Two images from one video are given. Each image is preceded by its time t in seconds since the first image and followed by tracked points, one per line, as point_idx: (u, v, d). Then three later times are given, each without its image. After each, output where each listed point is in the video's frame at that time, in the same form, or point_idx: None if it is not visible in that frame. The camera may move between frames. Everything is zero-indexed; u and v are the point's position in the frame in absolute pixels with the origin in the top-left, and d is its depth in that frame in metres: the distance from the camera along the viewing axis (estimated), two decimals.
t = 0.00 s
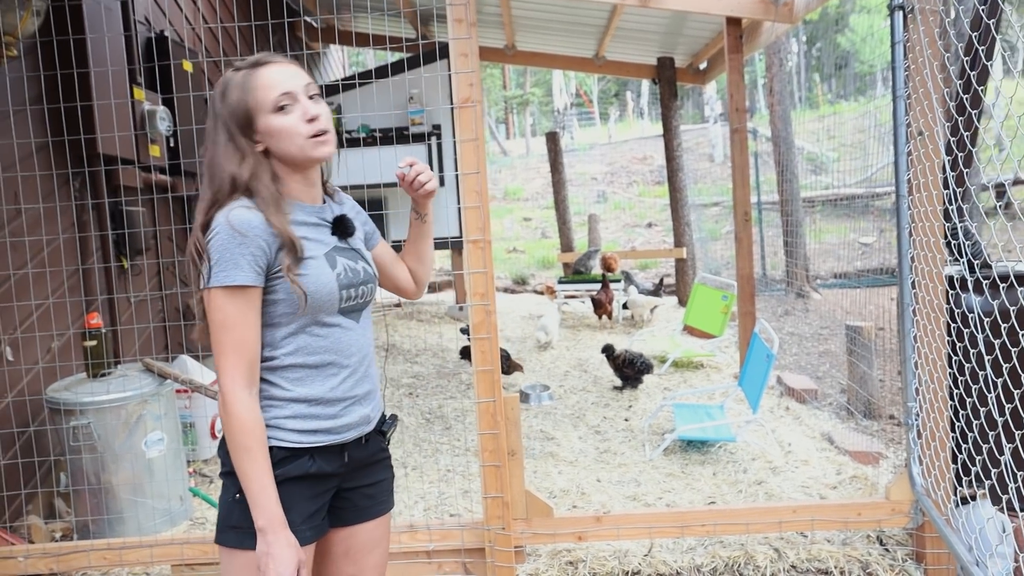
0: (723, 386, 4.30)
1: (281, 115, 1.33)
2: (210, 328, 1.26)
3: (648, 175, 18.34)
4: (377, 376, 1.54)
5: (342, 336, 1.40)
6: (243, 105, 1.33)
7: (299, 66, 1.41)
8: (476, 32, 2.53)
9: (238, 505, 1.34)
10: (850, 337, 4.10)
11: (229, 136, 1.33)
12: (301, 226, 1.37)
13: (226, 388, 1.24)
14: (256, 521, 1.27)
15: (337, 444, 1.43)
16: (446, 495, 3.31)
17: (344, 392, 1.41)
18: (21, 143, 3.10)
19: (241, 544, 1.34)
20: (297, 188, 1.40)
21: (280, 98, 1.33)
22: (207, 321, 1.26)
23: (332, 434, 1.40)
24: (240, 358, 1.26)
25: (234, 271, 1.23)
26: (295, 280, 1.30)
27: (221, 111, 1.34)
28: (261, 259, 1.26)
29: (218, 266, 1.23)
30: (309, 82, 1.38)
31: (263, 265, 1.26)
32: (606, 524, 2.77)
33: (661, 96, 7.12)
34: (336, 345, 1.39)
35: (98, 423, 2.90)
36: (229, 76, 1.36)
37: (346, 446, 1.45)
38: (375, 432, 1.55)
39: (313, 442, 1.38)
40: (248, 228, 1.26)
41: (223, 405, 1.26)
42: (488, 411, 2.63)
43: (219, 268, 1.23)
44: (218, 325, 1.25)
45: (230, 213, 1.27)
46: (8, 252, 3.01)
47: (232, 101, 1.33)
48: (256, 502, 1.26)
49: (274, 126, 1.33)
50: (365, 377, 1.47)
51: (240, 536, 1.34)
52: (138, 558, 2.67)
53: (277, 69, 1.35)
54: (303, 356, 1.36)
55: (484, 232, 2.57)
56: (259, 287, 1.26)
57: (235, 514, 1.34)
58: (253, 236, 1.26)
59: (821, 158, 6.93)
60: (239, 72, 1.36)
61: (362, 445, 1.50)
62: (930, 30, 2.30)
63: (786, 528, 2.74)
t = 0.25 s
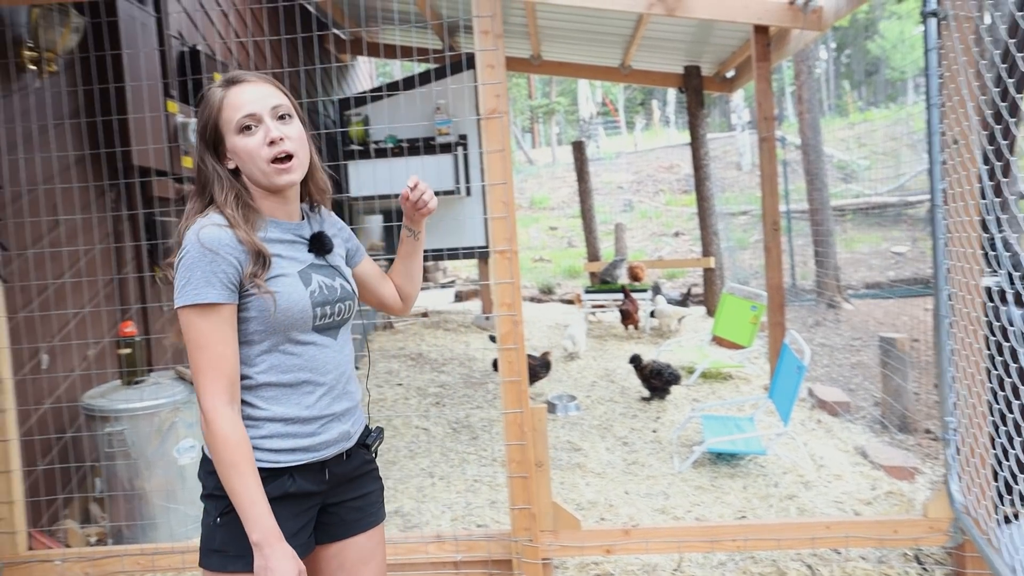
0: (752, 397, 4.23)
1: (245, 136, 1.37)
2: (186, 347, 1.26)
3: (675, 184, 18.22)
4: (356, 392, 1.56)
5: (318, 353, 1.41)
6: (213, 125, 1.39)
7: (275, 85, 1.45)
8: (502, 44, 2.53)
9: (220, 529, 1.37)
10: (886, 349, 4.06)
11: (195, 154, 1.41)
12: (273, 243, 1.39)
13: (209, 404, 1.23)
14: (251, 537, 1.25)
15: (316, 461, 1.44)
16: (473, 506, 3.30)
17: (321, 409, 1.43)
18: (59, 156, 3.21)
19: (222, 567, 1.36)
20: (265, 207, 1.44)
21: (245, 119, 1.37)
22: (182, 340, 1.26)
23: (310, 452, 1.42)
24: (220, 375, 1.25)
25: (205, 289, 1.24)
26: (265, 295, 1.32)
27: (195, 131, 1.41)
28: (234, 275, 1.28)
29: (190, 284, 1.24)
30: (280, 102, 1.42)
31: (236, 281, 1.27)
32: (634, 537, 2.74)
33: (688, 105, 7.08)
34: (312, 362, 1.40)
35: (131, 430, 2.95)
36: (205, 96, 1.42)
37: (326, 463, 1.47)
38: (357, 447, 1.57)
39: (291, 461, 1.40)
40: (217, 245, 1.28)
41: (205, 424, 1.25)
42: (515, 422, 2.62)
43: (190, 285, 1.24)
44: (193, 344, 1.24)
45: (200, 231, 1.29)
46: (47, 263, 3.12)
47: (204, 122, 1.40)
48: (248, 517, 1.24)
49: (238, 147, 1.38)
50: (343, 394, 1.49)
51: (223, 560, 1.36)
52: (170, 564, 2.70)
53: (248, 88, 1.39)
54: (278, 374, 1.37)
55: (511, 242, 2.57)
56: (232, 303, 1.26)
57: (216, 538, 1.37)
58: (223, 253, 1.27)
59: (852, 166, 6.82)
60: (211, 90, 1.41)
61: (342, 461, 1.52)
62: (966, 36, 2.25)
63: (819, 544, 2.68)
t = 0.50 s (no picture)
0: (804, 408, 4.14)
1: (245, 152, 1.40)
2: (174, 363, 1.26)
3: (722, 190, 17.97)
4: (335, 409, 1.59)
5: (299, 374, 1.43)
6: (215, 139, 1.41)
7: (280, 104, 1.48)
8: (552, 53, 2.56)
9: (202, 549, 1.41)
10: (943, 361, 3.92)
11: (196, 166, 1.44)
12: (262, 261, 1.40)
13: (200, 421, 1.24)
14: (236, 554, 1.27)
15: (296, 477, 1.48)
16: (519, 513, 3.30)
17: (300, 428, 1.46)
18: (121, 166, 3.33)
19: None
20: (257, 225, 1.46)
21: (248, 136, 1.40)
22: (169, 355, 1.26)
23: (289, 469, 1.45)
24: (207, 390, 1.25)
25: (195, 304, 1.25)
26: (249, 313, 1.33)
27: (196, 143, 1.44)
28: (220, 293, 1.29)
29: (178, 300, 1.24)
30: (284, 122, 1.45)
31: (223, 300, 1.29)
32: (683, 549, 2.71)
33: (736, 111, 7.00)
34: (292, 382, 1.43)
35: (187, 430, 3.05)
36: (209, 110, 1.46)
37: (305, 479, 1.50)
38: (338, 462, 1.60)
39: (270, 478, 1.43)
40: (208, 262, 1.29)
41: (193, 440, 1.25)
42: (563, 431, 2.63)
43: (181, 300, 1.24)
44: (181, 359, 1.24)
45: (190, 248, 1.30)
46: (109, 269, 3.25)
47: (206, 135, 1.42)
48: (234, 534, 1.26)
49: (237, 162, 1.40)
50: (322, 412, 1.51)
51: None
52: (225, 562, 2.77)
53: (252, 106, 1.43)
54: (258, 394, 1.39)
55: (559, 250, 2.58)
56: (220, 320, 1.27)
57: (199, 556, 1.41)
58: (213, 270, 1.29)
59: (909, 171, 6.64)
60: (217, 104, 1.44)
61: (323, 476, 1.55)
62: None
63: (876, 562, 2.61)
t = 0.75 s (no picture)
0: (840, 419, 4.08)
1: (247, 160, 1.44)
2: (169, 370, 1.29)
3: (753, 199, 17.80)
4: (334, 410, 1.63)
5: (297, 377, 1.47)
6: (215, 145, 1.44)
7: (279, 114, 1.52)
8: (588, 63, 2.57)
9: (211, 555, 1.43)
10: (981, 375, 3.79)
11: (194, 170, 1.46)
12: (254, 267, 1.44)
13: (197, 429, 1.28)
14: (227, 561, 1.33)
15: (300, 479, 1.51)
16: (550, 523, 3.30)
17: (302, 429, 1.49)
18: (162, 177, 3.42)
19: None
20: (250, 232, 1.50)
21: (250, 145, 1.44)
22: (165, 363, 1.29)
23: (294, 471, 1.48)
24: (203, 399, 1.29)
25: (191, 312, 1.28)
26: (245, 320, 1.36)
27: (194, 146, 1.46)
28: (216, 299, 1.32)
29: (174, 308, 1.28)
30: (284, 133, 1.50)
31: (220, 305, 1.32)
32: (717, 562, 2.68)
33: (769, 119, 6.94)
34: (291, 385, 1.46)
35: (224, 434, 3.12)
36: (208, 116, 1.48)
37: (309, 480, 1.54)
38: (339, 462, 1.64)
39: (276, 481, 1.46)
40: (203, 270, 1.32)
41: (189, 447, 1.29)
42: (596, 441, 2.63)
43: (178, 309, 1.28)
44: (178, 367, 1.28)
45: (185, 255, 1.33)
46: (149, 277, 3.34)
47: (207, 140, 1.45)
48: (226, 540, 1.32)
49: (236, 169, 1.43)
50: (322, 413, 1.55)
51: None
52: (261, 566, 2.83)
53: (253, 116, 1.46)
54: (259, 398, 1.43)
55: (593, 259, 2.58)
56: (216, 328, 1.31)
57: (208, 563, 1.44)
58: (208, 277, 1.32)
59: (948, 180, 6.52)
60: (217, 111, 1.47)
61: (326, 477, 1.59)
62: None
63: None
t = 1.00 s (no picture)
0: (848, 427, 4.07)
1: (268, 167, 1.46)
2: (168, 383, 1.31)
3: (760, 205, 17.78)
4: (337, 411, 1.64)
5: (298, 379, 1.48)
6: (232, 152, 1.43)
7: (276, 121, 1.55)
8: (598, 70, 2.58)
9: (221, 559, 1.44)
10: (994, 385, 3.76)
11: (205, 177, 1.42)
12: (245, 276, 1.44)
13: (196, 438, 1.29)
14: (238, 566, 1.34)
15: (308, 480, 1.52)
16: (557, 529, 3.30)
17: (307, 430, 1.50)
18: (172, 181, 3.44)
19: None
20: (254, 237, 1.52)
21: (269, 152, 1.47)
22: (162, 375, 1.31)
23: (301, 472, 1.49)
24: (201, 408, 1.30)
25: (182, 325, 1.29)
26: (236, 329, 1.37)
27: (202, 153, 1.42)
28: (208, 311, 1.32)
29: (167, 322, 1.29)
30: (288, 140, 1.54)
31: (211, 317, 1.32)
32: (724, 569, 2.68)
33: (777, 125, 6.93)
34: (292, 387, 1.48)
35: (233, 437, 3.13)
36: (210, 121, 1.45)
37: (317, 481, 1.55)
38: (345, 463, 1.65)
39: (284, 482, 1.47)
40: (192, 281, 1.33)
41: (192, 457, 1.31)
42: (605, 447, 2.63)
43: (168, 324, 1.29)
44: (174, 379, 1.29)
45: (173, 269, 1.34)
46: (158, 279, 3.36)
47: (220, 147, 1.42)
48: (235, 545, 1.33)
49: (258, 176, 1.45)
50: (326, 414, 1.56)
51: None
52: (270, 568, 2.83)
53: (262, 123, 1.48)
54: (261, 402, 1.44)
55: (603, 266, 2.59)
56: (208, 338, 1.31)
57: (218, 566, 1.44)
58: (197, 289, 1.32)
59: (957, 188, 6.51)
60: (223, 117, 1.45)
61: (333, 478, 1.60)
62: None
63: None
